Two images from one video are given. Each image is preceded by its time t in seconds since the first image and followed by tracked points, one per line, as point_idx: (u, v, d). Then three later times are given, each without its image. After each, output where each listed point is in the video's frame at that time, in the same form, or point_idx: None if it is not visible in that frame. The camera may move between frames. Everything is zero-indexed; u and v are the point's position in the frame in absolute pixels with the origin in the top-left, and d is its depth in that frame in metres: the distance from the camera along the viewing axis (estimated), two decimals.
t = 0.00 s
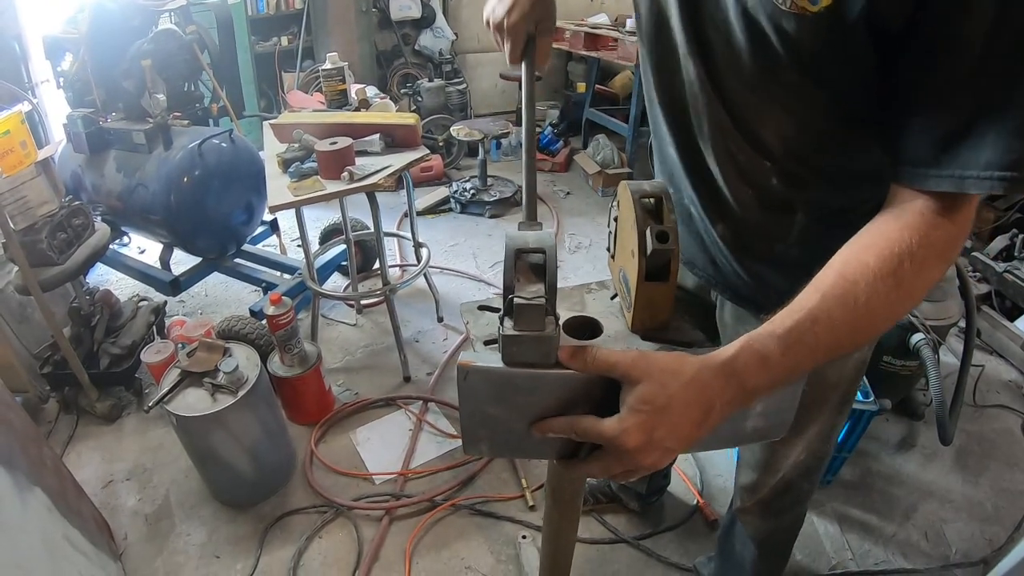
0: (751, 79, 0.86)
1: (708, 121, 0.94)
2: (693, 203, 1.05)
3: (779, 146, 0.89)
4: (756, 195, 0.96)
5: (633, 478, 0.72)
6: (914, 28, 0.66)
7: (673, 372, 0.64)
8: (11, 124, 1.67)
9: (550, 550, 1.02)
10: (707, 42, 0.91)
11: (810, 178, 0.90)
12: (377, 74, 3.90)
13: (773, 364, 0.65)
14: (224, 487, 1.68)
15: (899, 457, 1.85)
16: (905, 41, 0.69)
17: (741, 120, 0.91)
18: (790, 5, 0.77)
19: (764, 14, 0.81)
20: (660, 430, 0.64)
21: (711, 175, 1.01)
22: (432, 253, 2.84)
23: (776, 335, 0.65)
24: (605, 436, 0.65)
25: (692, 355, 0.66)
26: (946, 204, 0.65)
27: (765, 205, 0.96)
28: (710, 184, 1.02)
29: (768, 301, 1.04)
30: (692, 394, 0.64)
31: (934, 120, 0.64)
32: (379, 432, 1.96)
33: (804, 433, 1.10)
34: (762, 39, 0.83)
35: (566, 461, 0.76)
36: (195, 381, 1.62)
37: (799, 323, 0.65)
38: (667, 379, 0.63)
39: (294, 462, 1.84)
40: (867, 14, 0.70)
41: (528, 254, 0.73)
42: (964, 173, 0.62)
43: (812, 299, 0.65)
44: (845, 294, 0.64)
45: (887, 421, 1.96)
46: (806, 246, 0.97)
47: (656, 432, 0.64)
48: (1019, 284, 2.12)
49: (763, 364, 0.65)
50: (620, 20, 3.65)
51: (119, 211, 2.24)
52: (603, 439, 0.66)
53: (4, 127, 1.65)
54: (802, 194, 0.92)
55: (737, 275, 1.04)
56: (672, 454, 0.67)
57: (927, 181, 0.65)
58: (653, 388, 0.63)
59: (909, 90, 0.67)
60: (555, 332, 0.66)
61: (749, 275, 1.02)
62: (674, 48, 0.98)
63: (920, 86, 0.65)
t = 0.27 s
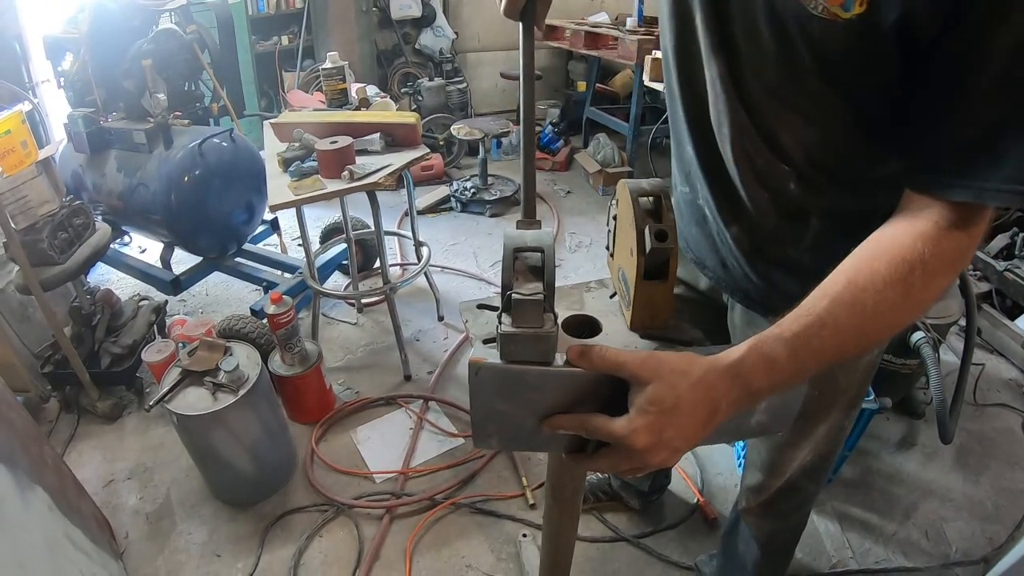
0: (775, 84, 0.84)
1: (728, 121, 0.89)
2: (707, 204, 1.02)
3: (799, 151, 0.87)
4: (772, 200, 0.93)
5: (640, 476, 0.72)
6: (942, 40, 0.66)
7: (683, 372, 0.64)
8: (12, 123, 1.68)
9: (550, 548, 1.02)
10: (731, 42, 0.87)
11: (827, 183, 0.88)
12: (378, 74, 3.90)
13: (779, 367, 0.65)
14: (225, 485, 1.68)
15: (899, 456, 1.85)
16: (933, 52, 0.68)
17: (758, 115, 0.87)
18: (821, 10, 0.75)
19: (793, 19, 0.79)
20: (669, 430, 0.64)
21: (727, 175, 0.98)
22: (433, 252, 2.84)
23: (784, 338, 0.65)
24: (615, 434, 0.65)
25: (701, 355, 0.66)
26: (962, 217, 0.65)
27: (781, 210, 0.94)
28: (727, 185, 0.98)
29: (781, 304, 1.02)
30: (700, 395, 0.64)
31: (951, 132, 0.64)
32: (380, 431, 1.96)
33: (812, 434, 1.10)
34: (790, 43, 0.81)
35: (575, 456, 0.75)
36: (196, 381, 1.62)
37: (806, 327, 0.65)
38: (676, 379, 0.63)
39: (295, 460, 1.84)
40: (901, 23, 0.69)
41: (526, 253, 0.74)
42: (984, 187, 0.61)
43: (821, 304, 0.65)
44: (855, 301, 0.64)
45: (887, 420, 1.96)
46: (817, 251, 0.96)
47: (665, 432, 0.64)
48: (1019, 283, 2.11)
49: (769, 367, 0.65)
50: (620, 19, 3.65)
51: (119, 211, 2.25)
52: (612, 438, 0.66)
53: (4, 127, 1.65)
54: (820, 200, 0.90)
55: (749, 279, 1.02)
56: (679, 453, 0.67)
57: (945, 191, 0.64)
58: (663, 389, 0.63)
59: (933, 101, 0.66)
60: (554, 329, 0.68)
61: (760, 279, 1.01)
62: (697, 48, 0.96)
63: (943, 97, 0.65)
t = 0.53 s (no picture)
0: (797, 91, 0.85)
1: (747, 128, 0.90)
2: (722, 208, 1.03)
3: (818, 157, 0.88)
4: (790, 206, 0.94)
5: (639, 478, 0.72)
6: (961, 50, 0.67)
7: (679, 377, 0.64)
8: (13, 125, 1.68)
9: (550, 548, 1.02)
10: (754, 50, 0.87)
11: (846, 190, 0.90)
12: (377, 74, 3.90)
13: (775, 370, 0.65)
14: (225, 486, 1.68)
15: (900, 454, 1.85)
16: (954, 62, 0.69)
17: (779, 120, 0.88)
18: (846, 18, 0.75)
19: (819, 27, 0.79)
20: (667, 434, 0.64)
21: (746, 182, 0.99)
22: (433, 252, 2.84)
23: (780, 342, 0.65)
24: (612, 440, 0.65)
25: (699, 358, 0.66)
26: (962, 224, 0.66)
27: (798, 217, 0.95)
28: (744, 191, 0.99)
29: (781, 303, 1.03)
30: (697, 399, 0.64)
31: (963, 138, 0.65)
32: (380, 431, 1.96)
33: (818, 437, 1.08)
34: (813, 51, 0.82)
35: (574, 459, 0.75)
36: (197, 381, 1.62)
37: (804, 330, 0.65)
38: (672, 384, 0.63)
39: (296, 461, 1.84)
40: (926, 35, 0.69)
41: (520, 257, 0.74)
42: (993, 194, 0.62)
43: (818, 308, 0.66)
44: (853, 305, 0.65)
45: (888, 419, 1.96)
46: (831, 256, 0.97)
47: (663, 436, 0.64)
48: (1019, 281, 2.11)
49: (765, 369, 0.65)
50: (620, 18, 3.65)
51: (120, 212, 2.25)
52: (609, 444, 0.66)
53: (4, 129, 1.65)
54: (836, 205, 0.92)
55: (764, 283, 1.03)
56: (676, 455, 0.67)
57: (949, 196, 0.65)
58: (659, 395, 0.63)
59: (951, 109, 0.67)
60: (549, 334, 0.68)
61: (774, 283, 1.01)
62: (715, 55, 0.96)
63: (959, 106, 0.66)
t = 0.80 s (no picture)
0: (802, 96, 0.85)
1: (752, 133, 0.90)
2: (724, 215, 1.03)
3: (821, 161, 0.88)
4: (792, 210, 0.95)
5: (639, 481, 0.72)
6: (967, 55, 0.67)
7: (678, 381, 0.64)
8: (13, 126, 1.68)
9: (550, 550, 1.02)
10: (759, 58, 0.88)
11: (849, 194, 0.90)
12: (377, 74, 3.91)
13: (775, 373, 0.66)
14: (226, 486, 1.68)
15: (900, 454, 1.85)
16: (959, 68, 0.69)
17: (784, 125, 0.89)
18: (852, 23, 0.75)
19: (826, 33, 0.79)
20: (667, 437, 0.64)
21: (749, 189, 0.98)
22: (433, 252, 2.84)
23: (780, 346, 0.66)
24: (611, 445, 0.65)
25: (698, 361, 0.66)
26: (961, 229, 0.66)
27: (800, 220, 0.95)
28: (745, 197, 0.99)
29: (779, 305, 1.05)
30: (696, 403, 0.64)
31: (964, 142, 0.65)
32: (380, 432, 1.97)
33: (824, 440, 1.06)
34: (819, 57, 0.82)
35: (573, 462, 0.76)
36: (197, 382, 1.62)
37: (803, 334, 0.65)
38: (671, 388, 0.64)
39: (296, 461, 1.84)
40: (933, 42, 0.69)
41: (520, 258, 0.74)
42: (996, 198, 0.62)
43: (818, 312, 0.66)
44: (852, 310, 0.65)
45: (887, 419, 1.96)
46: (835, 260, 0.97)
47: (663, 440, 0.64)
48: (1019, 281, 2.12)
49: (764, 372, 0.65)
50: (620, 19, 3.65)
51: (120, 213, 2.25)
52: (608, 448, 0.66)
53: (5, 129, 1.66)
54: (841, 210, 0.92)
55: (766, 286, 1.04)
56: (677, 459, 0.67)
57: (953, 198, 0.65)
58: (658, 398, 0.63)
59: (953, 115, 0.67)
60: (548, 338, 0.68)
61: (775, 287, 1.02)
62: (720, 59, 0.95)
63: (963, 111, 0.66)
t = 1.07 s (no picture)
0: (794, 91, 0.85)
1: (748, 132, 0.91)
2: (726, 217, 1.04)
3: (818, 158, 0.88)
4: (795, 207, 0.94)
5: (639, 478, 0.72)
6: (958, 45, 0.67)
7: (677, 377, 0.64)
8: (13, 125, 1.68)
9: (550, 548, 1.02)
10: (749, 54, 0.88)
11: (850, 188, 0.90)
12: (377, 74, 3.91)
13: (774, 368, 0.65)
14: (226, 485, 1.68)
15: (900, 454, 1.85)
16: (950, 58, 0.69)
17: (778, 123, 0.89)
18: (838, 17, 0.75)
19: (812, 25, 0.79)
20: (667, 434, 0.64)
21: (750, 186, 0.99)
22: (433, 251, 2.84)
23: (779, 341, 0.65)
24: (611, 441, 0.65)
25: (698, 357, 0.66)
26: (959, 220, 0.66)
27: (802, 217, 0.95)
28: (745, 195, 1.00)
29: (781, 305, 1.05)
30: (695, 399, 0.64)
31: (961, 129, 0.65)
32: (381, 431, 1.96)
33: (827, 437, 1.07)
34: (809, 52, 0.82)
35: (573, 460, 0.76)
36: (197, 381, 1.62)
37: (804, 328, 0.65)
38: (671, 383, 0.64)
39: (296, 460, 1.84)
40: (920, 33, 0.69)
41: (521, 255, 0.74)
42: (992, 183, 0.62)
43: (817, 307, 0.66)
44: (852, 302, 0.65)
45: (887, 418, 1.96)
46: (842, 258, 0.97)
47: (663, 437, 0.64)
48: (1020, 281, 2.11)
49: (764, 368, 0.65)
50: (620, 18, 3.65)
51: (120, 212, 2.25)
52: (608, 444, 0.66)
53: (4, 129, 1.66)
54: (843, 205, 0.92)
55: (771, 288, 1.04)
56: (677, 456, 0.67)
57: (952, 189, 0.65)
58: (657, 394, 0.63)
59: (948, 108, 0.67)
60: (549, 334, 0.67)
61: (780, 286, 1.03)
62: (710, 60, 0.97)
63: (958, 102, 0.66)
